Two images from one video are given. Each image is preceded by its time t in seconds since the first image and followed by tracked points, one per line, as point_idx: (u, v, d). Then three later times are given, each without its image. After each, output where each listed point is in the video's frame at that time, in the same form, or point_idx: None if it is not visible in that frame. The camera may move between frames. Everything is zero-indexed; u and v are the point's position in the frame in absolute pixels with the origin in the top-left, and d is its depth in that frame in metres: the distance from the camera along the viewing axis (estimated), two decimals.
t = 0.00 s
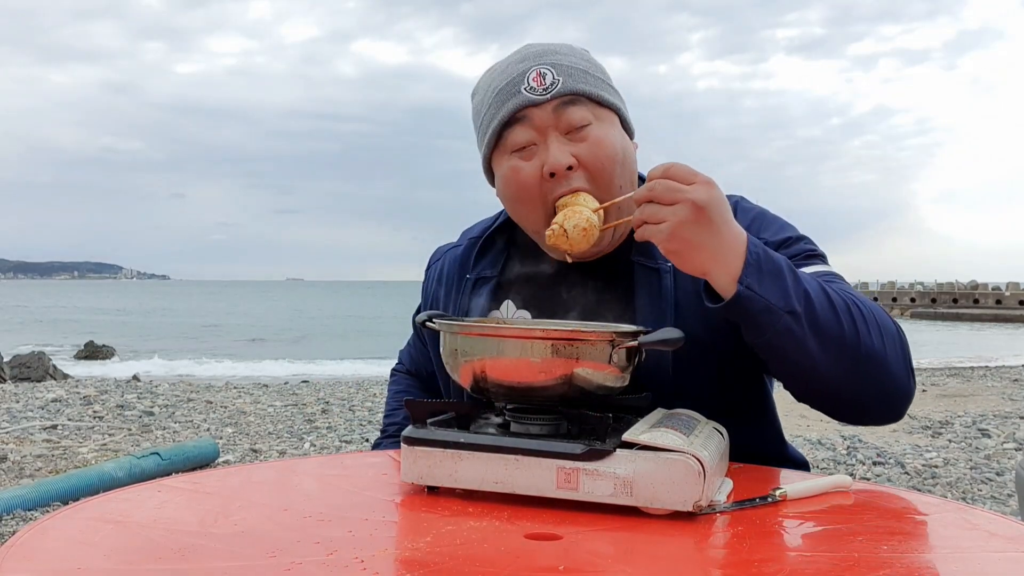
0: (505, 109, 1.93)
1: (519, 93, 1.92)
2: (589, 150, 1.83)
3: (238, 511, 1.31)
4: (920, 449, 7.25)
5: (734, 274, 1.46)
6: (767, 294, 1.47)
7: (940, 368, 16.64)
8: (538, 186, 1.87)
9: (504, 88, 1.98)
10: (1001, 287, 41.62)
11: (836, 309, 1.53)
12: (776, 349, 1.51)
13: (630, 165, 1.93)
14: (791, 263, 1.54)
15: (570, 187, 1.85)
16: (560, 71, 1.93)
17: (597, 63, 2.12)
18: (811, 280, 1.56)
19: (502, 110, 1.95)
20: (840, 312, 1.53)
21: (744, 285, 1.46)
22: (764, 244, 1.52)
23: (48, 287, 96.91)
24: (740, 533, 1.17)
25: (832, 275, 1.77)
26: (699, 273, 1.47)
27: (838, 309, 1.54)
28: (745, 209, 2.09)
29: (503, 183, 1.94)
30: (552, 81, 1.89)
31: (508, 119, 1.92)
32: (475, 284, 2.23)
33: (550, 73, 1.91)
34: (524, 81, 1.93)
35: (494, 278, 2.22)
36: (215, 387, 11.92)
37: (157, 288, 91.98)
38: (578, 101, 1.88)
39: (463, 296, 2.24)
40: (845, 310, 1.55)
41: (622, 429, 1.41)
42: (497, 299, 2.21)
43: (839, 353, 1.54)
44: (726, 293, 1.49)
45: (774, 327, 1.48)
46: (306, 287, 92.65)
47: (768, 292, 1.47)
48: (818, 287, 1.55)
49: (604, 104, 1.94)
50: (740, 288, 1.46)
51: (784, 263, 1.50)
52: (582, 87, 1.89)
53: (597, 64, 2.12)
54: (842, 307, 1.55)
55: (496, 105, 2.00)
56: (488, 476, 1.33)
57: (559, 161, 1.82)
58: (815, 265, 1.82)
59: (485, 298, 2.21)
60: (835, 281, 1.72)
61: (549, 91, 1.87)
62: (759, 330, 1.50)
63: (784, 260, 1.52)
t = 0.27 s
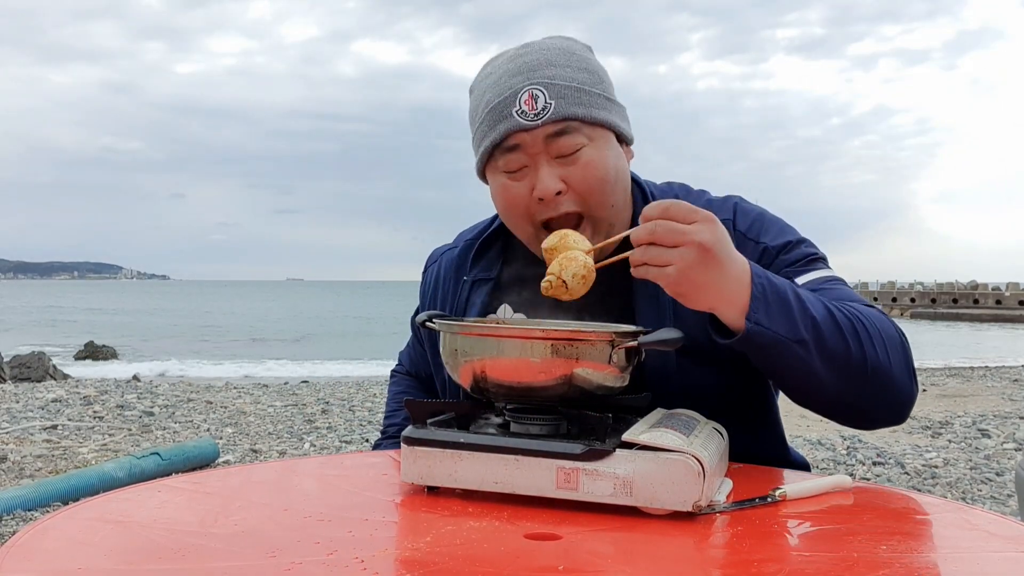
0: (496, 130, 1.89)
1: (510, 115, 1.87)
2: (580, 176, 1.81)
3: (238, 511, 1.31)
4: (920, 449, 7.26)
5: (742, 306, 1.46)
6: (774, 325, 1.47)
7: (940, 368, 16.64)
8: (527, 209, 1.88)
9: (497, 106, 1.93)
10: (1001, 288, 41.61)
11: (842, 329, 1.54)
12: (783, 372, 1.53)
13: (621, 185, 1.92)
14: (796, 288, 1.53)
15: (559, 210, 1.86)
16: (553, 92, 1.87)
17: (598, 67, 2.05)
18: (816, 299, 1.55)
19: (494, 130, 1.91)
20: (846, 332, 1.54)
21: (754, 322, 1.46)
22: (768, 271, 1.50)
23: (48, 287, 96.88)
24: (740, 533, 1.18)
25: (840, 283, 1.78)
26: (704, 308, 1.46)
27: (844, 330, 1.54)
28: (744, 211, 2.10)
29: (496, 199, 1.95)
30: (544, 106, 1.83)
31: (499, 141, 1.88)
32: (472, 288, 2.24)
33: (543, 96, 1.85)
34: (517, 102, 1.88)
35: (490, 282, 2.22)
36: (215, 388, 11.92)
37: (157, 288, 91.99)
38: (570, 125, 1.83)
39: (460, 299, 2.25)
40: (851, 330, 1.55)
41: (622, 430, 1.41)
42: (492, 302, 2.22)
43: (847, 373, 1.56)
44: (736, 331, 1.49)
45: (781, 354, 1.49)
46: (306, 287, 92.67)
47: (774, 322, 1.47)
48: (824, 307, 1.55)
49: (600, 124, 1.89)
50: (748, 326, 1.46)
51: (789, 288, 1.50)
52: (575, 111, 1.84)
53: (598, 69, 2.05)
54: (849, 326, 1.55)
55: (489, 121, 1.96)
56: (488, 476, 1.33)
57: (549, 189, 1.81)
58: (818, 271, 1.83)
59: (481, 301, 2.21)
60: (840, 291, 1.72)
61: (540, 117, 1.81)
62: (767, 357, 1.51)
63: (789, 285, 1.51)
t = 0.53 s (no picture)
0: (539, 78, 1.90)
1: (556, 70, 1.88)
2: (601, 145, 1.84)
3: (238, 511, 1.31)
4: (920, 449, 7.25)
5: (752, 319, 1.45)
6: (780, 339, 1.48)
7: (940, 368, 16.62)
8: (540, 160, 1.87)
9: (547, 58, 1.94)
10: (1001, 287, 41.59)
11: (845, 339, 1.55)
12: (786, 382, 1.55)
13: (636, 170, 1.94)
14: (800, 300, 1.53)
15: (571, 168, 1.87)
16: (604, 63, 1.88)
17: (657, 62, 2.06)
18: (819, 309, 1.56)
19: (536, 77, 1.92)
20: (848, 342, 1.56)
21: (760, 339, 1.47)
22: (772, 286, 1.51)
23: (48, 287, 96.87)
24: (741, 533, 1.17)
25: (841, 287, 1.79)
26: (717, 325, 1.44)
27: (847, 340, 1.56)
28: (748, 207, 2.10)
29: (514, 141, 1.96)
30: (590, 72, 1.85)
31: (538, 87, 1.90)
32: (485, 265, 2.26)
33: (593, 63, 1.87)
34: (566, 59, 1.89)
35: (505, 260, 2.25)
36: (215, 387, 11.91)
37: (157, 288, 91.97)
38: (608, 97, 1.86)
39: (473, 276, 2.27)
40: (854, 340, 1.57)
41: (622, 429, 1.40)
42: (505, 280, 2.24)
43: (849, 382, 1.58)
44: (743, 346, 1.50)
45: (784, 367, 1.51)
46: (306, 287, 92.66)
47: (780, 337, 1.48)
48: (827, 318, 1.56)
49: (637, 107, 1.91)
50: (755, 343, 1.47)
51: (793, 302, 1.51)
52: (617, 87, 1.86)
53: (657, 64, 2.06)
54: (851, 336, 1.57)
55: (533, 70, 1.97)
56: (489, 476, 1.33)
57: (566, 145, 1.82)
58: (824, 273, 1.85)
59: (495, 278, 2.23)
60: (841, 297, 1.74)
61: (582, 80, 1.83)
62: (771, 369, 1.52)
63: (793, 298, 1.52)
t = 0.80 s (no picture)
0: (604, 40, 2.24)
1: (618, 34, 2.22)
2: (647, 75, 2.06)
3: (237, 512, 1.30)
4: (920, 448, 7.25)
5: (750, 308, 1.45)
6: (774, 335, 1.48)
7: (940, 368, 16.62)
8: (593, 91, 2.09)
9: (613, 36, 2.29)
10: (1001, 287, 41.58)
11: (835, 337, 1.57)
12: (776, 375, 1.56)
13: (676, 117, 2.09)
14: (796, 298, 1.54)
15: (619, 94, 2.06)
16: (660, 32, 2.20)
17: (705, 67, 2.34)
18: (813, 307, 1.57)
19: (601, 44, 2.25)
20: (839, 340, 1.57)
21: (754, 332, 1.46)
22: (771, 282, 1.51)
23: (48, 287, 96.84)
24: (741, 533, 1.17)
25: (843, 291, 1.82)
26: (718, 313, 1.44)
27: (837, 338, 1.57)
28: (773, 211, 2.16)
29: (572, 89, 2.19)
30: (647, 31, 2.17)
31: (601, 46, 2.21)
32: (523, 234, 2.37)
33: (651, 28, 2.19)
34: (628, 29, 2.23)
35: (542, 229, 2.36)
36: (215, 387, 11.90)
37: (157, 288, 91.94)
38: (659, 50, 2.13)
39: (509, 243, 2.37)
40: (844, 338, 1.58)
41: (622, 429, 1.40)
42: (537, 249, 2.33)
43: (838, 380, 1.59)
44: (739, 335, 1.49)
45: (775, 362, 1.52)
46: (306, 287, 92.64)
47: (775, 333, 1.48)
48: (821, 316, 1.57)
49: (682, 68, 2.15)
50: (749, 334, 1.47)
51: (789, 299, 1.51)
52: (668, 45, 2.14)
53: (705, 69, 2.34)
54: (842, 334, 1.58)
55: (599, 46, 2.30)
56: (488, 476, 1.33)
57: (617, 71, 2.04)
58: (831, 276, 1.89)
59: (530, 245, 2.34)
60: (841, 300, 1.76)
61: (639, 34, 2.15)
62: (763, 363, 1.53)
63: (789, 295, 1.52)
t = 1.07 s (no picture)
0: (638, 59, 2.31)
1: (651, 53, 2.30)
2: (677, 82, 2.11)
3: (237, 511, 1.31)
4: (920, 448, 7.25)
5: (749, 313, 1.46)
6: (769, 338, 1.50)
7: (939, 368, 16.61)
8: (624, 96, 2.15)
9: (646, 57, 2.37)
10: (1001, 288, 41.58)
11: (828, 341, 1.58)
12: (768, 375, 1.58)
13: (701, 126, 2.12)
14: (792, 303, 1.55)
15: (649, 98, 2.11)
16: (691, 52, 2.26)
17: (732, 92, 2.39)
18: (808, 311, 1.58)
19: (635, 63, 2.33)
20: (832, 344, 1.58)
21: (751, 336, 1.48)
22: (768, 287, 1.52)
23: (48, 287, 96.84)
24: (741, 533, 1.17)
25: (842, 295, 1.82)
26: (717, 314, 1.44)
27: (830, 342, 1.58)
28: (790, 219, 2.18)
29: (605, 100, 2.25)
30: (679, 48, 2.24)
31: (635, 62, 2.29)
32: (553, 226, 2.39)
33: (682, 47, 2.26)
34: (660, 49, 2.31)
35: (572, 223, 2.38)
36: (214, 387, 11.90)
37: (157, 288, 91.92)
38: (689, 63, 2.19)
39: (539, 233, 2.39)
40: (836, 342, 1.59)
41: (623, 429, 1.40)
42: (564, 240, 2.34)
43: (828, 381, 1.61)
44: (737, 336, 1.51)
45: (768, 362, 1.54)
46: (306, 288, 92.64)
47: (770, 336, 1.49)
48: (815, 320, 1.57)
49: (710, 83, 2.20)
50: (746, 339, 1.49)
51: (786, 304, 1.52)
52: (697, 60, 2.20)
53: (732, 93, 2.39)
54: (834, 337, 1.59)
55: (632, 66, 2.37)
56: (489, 475, 1.33)
57: (648, 77, 2.11)
58: (835, 281, 1.89)
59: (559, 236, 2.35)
60: (839, 302, 1.77)
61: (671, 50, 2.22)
62: (757, 364, 1.55)
63: (786, 300, 1.53)
